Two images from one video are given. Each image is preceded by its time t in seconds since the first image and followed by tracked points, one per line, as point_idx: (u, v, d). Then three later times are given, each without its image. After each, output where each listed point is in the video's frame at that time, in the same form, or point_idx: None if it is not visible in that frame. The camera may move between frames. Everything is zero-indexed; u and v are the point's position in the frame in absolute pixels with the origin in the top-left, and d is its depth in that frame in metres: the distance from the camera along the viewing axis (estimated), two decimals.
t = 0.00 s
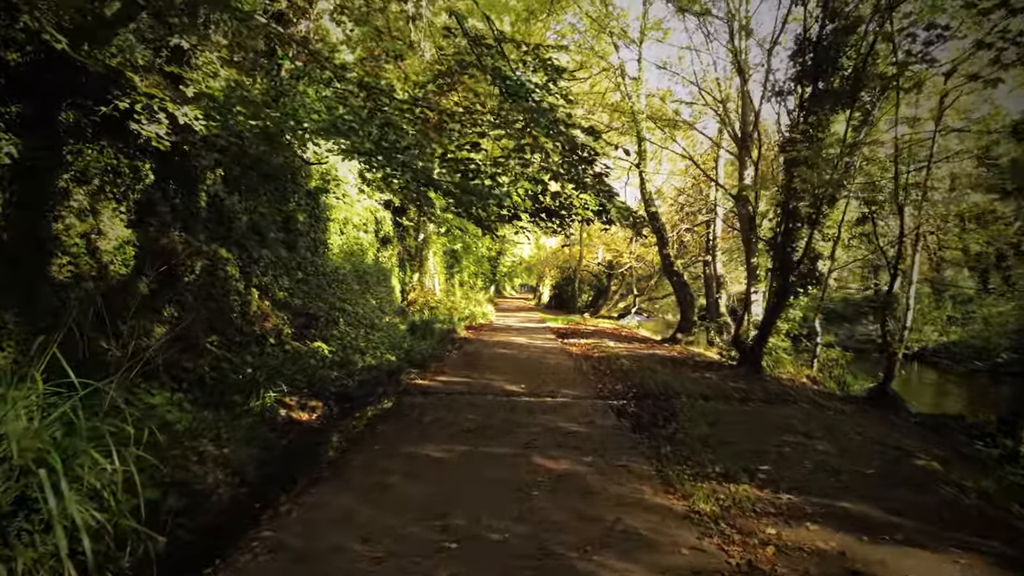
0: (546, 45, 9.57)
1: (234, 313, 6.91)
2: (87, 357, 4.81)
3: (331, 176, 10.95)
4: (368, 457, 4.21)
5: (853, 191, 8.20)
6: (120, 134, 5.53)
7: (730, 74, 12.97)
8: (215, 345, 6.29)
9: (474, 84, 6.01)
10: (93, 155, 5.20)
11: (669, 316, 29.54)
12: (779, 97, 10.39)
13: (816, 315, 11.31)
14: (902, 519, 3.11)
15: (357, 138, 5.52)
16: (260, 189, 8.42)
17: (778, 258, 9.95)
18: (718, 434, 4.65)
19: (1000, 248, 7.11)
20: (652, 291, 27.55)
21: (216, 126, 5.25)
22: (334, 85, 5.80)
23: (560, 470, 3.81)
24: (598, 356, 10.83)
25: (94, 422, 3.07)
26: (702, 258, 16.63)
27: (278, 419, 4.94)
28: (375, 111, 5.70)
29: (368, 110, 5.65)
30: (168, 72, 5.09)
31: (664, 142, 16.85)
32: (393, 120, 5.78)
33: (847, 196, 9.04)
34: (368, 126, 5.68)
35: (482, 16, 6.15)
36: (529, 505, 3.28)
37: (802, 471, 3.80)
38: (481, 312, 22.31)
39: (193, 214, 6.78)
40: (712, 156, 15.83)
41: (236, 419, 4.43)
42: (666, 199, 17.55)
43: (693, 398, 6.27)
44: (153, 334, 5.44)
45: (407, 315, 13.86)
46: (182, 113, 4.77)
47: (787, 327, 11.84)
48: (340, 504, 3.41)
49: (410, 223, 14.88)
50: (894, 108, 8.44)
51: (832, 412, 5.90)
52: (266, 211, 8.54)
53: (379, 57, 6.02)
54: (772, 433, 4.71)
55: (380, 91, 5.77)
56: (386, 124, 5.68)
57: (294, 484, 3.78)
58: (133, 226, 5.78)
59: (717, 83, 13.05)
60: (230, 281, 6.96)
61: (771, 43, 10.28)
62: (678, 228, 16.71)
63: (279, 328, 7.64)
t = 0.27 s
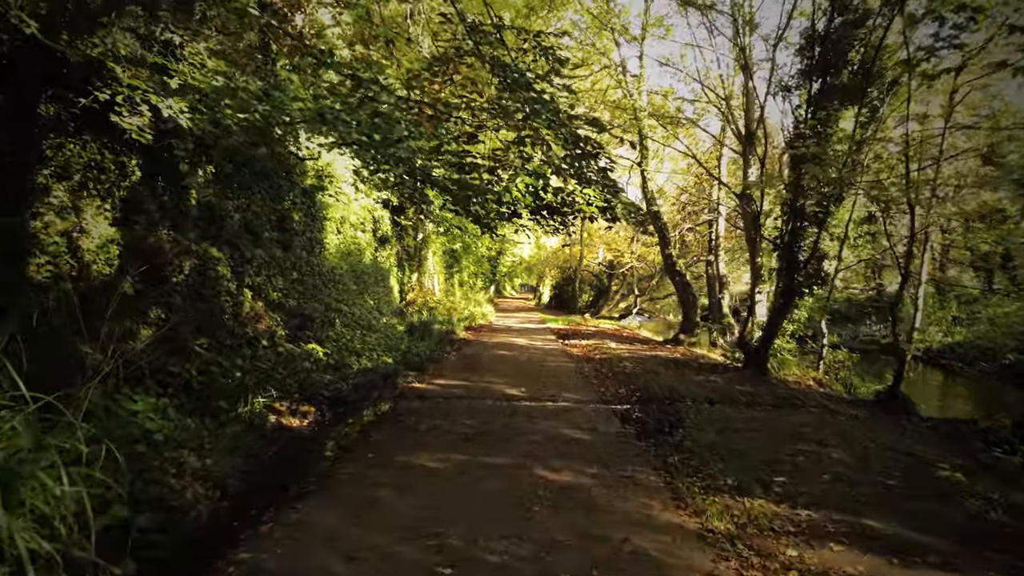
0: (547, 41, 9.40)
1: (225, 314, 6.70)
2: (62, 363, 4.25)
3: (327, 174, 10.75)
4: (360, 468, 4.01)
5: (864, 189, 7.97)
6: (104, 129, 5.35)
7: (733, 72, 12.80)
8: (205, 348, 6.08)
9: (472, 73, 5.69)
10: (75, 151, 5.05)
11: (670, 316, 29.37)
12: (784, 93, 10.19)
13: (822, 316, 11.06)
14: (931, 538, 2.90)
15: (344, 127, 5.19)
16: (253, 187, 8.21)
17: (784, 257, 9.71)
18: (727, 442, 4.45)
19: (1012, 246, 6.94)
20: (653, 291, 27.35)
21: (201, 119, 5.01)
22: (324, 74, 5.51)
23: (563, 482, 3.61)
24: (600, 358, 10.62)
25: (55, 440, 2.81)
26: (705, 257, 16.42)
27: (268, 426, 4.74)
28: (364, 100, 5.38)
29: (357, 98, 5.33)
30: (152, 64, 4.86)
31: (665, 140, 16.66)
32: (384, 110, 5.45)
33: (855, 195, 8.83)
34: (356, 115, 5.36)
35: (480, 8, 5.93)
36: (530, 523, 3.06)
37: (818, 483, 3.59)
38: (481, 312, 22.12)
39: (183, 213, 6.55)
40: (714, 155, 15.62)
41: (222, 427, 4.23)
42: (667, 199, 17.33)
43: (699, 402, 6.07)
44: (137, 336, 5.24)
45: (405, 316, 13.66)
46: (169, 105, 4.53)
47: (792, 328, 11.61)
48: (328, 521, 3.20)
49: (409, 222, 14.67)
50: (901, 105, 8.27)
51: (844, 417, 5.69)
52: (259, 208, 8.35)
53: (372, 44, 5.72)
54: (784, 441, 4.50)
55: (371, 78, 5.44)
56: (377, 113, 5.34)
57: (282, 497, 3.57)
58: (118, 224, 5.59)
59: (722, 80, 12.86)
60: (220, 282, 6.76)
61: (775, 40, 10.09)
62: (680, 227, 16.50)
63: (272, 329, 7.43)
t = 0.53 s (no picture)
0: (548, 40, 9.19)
1: (216, 322, 6.48)
2: (26, 382, 3.45)
3: (322, 176, 10.53)
4: (351, 489, 3.80)
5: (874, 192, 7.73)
6: (86, 131, 5.16)
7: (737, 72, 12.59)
8: (193, 357, 5.86)
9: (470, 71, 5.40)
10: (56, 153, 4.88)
11: (672, 317, 29.14)
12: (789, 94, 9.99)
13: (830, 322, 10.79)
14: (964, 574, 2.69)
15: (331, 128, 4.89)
16: (246, 190, 8.01)
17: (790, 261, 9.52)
18: (737, 459, 4.24)
19: None
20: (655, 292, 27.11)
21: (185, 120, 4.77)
22: (312, 72, 5.24)
23: (566, 508, 3.39)
24: (601, 363, 10.41)
25: (10, 475, 2.60)
26: (707, 259, 16.20)
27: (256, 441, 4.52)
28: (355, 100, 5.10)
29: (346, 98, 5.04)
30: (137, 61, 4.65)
31: (667, 141, 16.45)
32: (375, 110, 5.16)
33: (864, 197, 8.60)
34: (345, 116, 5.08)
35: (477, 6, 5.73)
36: (530, 555, 2.86)
37: (839, 509, 3.37)
38: (481, 314, 21.90)
39: (172, 217, 6.34)
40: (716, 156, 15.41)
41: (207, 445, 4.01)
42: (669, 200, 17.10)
43: (706, 413, 5.85)
44: (122, 346, 5.04)
45: (404, 319, 13.44)
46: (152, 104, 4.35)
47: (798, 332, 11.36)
48: (314, 551, 3.00)
49: (407, 224, 14.46)
50: (910, 105, 8.06)
51: (857, 430, 5.46)
52: (252, 211, 8.15)
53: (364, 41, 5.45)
54: (798, 458, 4.28)
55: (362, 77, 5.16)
56: (366, 113, 5.03)
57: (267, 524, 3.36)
58: (103, 228, 5.36)
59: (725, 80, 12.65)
60: (211, 288, 6.56)
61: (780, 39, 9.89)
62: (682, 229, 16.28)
63: (265, 336, 7.21)
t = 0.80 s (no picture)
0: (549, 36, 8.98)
1: (206, 325, 6.27)
2: None
3: (318, 176, 10.31)
4: (342, 506, 3.60)
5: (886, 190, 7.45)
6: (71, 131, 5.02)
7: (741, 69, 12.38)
8: (180, 363, 5.64)
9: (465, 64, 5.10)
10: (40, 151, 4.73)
11: (673, 318, 28.92)
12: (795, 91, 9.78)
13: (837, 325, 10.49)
14: None
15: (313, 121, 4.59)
16: (238, 190, 7.79)
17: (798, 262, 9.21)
18: (749, 472, 4.03)
19: None
20: (656, 293, 26.88)
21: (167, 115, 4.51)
22: (296, 63, 4.95)
23: (572, 529, 3.17)
24: (603, 366, 10.20)
25: None
26: (710, 260, 15.98)
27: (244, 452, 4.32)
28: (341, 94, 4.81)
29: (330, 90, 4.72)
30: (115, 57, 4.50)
31: (669, 140, 16.23)
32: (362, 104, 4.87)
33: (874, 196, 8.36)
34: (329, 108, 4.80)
35: None
36: None
37: (864, 531, 3.15)
38: (480, 315, 21.69)
39: (161, 216, 6.14)
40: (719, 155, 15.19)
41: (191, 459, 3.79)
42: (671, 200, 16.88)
43: (713, 421, 5.63)
44: (105, 352, 4.81)
45: (402, 321, 13.23)
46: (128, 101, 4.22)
47: (804, 335, 11.11)
48: None
49: (406, 224, 14.25)
50: (922, 102, 7.84)
51: (870, 438, 5.25)
52: (245, 212, 7.93)
53: (355, 33, 5.16)
54: (814, 473, 4.06)
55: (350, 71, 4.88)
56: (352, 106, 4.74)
57: (252, 547, 3.15)
58: (87, 229, 5.16)
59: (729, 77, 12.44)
60: (201, 291, 6.35)
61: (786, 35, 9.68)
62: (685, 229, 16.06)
63: (257, 340, 6.99)
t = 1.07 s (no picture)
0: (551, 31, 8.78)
1: (196, 327, 6.06)
2: None
3: (314, 174, 10.10)
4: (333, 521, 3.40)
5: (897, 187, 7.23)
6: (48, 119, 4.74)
7: (746, 66, 12.16)
8: (168, 366, 5.43)
9: (462, 47, 4.81)
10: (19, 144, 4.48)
11: (674, 318, 28.68)
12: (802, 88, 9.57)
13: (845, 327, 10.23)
14: None
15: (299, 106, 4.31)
16: (231, 187, 7.58)
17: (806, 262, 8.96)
18: (762, 484, 3.83)
19: None
20: (658, 293, 26.63)
21: (149, 107, 4.25)
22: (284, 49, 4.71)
23: (577, 548, 2.98)
24: (606, 368, 9.99)
25: None
26: (714, 260, 15.77)
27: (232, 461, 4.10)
28: (329, 79, 4.53)
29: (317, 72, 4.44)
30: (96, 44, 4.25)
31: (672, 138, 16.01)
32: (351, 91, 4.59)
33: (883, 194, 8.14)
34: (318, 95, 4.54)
35: None
36: None
37: (889, 550, 2.96)
38: (480, 316, 21.47)
39: (149, 214, 5.97)
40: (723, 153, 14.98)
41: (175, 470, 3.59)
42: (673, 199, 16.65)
43: (721, 427, 5.43)
44: (88, 355, 4.59)
45: (401, 322, 13.01)
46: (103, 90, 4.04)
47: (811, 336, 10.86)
48: None
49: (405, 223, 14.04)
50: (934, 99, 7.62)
51: (887, 446, 5.04)
52: (238, 210, 7.71)
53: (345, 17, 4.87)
54: (830, 484, 3.86)
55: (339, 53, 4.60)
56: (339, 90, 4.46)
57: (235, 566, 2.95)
58: (69, 227, 4.98)
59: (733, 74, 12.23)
60: (191, 292, 6.14)
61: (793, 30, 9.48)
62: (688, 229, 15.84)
63: (250, 342, 6.78)
